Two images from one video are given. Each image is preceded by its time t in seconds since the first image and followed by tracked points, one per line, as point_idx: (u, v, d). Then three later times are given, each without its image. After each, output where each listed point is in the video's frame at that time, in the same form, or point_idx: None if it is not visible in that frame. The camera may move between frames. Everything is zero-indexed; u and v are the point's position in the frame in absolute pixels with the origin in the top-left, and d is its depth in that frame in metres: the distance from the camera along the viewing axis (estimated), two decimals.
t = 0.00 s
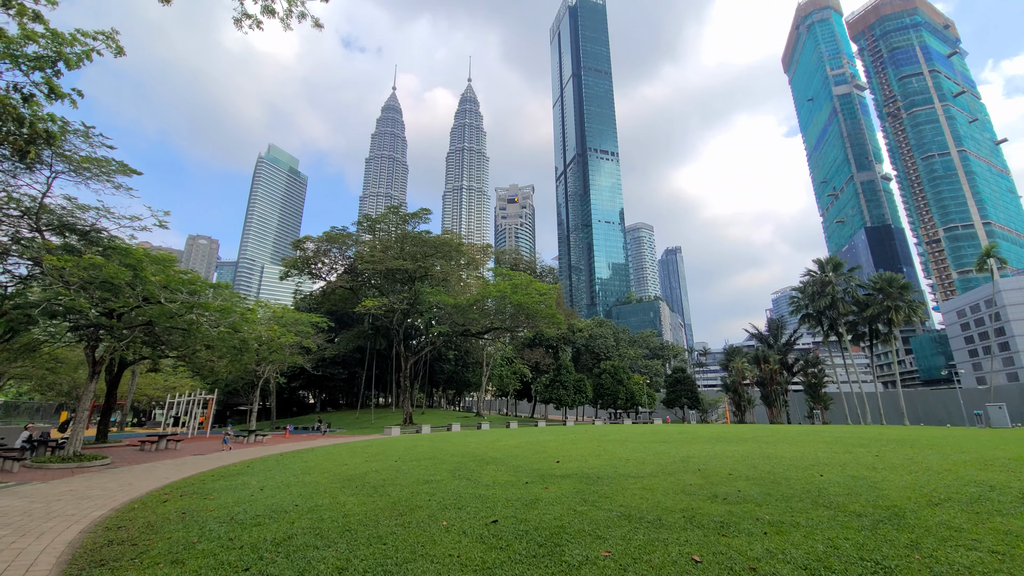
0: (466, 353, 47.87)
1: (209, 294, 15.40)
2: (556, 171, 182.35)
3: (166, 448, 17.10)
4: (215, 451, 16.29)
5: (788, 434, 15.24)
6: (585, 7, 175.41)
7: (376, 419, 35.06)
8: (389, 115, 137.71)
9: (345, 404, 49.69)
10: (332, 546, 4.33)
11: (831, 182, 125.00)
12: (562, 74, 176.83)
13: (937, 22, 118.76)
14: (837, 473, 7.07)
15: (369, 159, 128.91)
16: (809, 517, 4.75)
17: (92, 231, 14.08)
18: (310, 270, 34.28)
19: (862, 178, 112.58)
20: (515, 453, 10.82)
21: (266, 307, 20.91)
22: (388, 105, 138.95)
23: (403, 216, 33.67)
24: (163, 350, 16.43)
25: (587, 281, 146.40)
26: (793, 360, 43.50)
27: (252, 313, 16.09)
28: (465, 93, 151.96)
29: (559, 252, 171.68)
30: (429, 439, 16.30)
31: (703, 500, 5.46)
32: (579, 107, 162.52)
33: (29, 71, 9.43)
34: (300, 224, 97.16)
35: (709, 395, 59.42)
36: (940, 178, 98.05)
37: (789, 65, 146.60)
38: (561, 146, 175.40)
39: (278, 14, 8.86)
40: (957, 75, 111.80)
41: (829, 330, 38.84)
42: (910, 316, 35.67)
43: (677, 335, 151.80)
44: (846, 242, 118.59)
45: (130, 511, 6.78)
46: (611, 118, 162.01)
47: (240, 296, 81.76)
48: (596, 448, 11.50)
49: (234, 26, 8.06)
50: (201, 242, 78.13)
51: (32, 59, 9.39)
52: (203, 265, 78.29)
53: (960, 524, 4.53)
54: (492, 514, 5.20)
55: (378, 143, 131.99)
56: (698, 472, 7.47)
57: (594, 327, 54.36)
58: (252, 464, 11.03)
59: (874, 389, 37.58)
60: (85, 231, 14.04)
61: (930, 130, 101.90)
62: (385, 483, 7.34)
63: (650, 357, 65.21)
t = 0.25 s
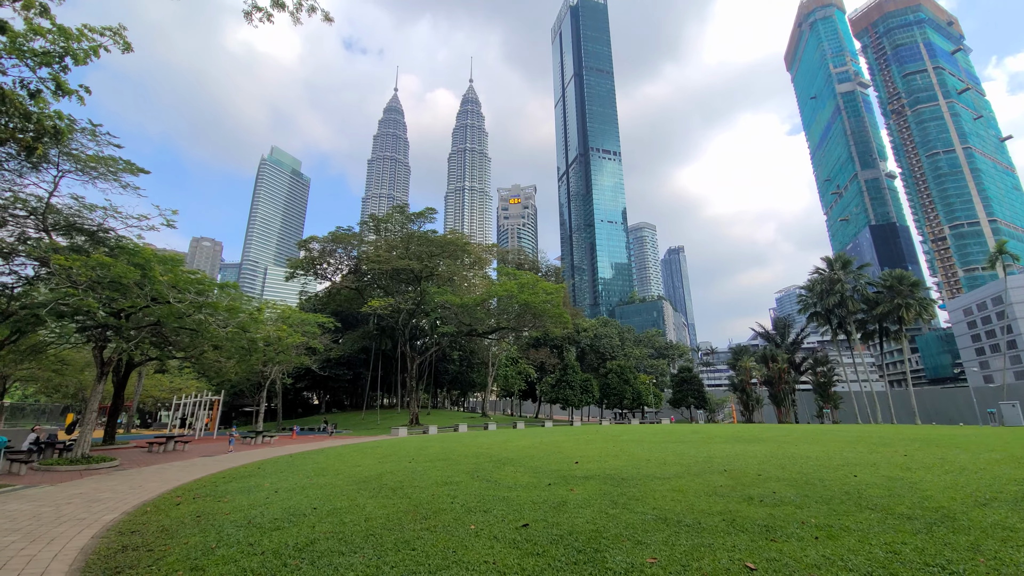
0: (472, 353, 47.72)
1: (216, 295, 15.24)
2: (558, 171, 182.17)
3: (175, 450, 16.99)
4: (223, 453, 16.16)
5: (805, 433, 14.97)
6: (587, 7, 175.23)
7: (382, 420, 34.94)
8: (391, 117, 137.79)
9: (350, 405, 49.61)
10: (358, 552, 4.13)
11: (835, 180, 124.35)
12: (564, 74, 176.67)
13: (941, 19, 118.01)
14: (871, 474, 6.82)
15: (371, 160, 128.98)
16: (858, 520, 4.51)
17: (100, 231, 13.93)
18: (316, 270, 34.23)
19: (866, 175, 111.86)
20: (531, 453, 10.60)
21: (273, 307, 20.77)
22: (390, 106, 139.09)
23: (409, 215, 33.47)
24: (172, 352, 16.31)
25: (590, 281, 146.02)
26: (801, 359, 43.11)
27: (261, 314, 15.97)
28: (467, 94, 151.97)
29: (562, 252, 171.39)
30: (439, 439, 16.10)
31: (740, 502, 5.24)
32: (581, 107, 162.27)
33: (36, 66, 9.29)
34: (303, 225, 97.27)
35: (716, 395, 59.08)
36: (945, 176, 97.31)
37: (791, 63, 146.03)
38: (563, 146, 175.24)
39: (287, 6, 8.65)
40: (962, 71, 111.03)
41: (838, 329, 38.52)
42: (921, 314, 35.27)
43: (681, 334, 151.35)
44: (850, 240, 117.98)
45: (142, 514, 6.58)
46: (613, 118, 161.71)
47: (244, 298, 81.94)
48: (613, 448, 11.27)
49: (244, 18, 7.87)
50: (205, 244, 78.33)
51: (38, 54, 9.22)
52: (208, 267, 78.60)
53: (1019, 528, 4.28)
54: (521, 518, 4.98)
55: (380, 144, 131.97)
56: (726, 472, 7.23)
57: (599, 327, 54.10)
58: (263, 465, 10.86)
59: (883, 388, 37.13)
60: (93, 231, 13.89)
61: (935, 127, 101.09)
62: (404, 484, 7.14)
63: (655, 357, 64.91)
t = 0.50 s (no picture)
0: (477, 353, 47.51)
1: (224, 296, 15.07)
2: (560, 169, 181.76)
3: (184, 452, 16.90)
4: (233, 455, 16.04)
5: (823, 430, 14.72)
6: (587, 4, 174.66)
7: (389, 420, 34.79)
8: (392, 117, 137.74)
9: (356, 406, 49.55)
10: (388, 562, 3.92)
11: (839, 175, 123.45)
12: (565, 72, 176.22)
13: (945, 10, 116.93)
14: (907, 473, 6.57)
15: (373, 162, 128.85)
16: (910, 523, 4.28)
17: (106, 233, 13.75)
18: (322, 270, 34.13)
19: (870, 170, 110.95)
20: (548, 454, 10.38)
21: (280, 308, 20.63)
22: (391, 107, 139.05)
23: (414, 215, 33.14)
24: (180, 354, 16.17)
25: (593, 279, 145.59)
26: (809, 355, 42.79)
27: (269, 315, 15.83)
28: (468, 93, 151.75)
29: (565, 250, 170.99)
30: (450, 440, 15.89)
31: (779, 503, 5.02)
32: (582, 105, 161.75)
33: (42, 64, 9.13)
34: (306, 227, 97.29)
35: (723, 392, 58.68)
36: (950, 169, 96.36)
37: (794, 58, 145.10)
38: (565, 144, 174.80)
39: None
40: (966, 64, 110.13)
41: (847, 324, 38.19)
42: (932, 308, 34.91)
43: (685, 331, 150.91)
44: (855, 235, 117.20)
45: (157, 520, 6.40)
46: (615, 115, 161.15)
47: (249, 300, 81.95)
48: (631, 447, 11.03)
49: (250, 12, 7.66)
50: (209, 247, 78.37)
51: (42, 52, 9.03)
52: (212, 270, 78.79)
53: None
54: (553, 522, 4.77)
55: (382, 145, 131.78)
56: (756, 471, 6.99)
57: (605, 325, 53.80)
58: (275, 468, 10.70)
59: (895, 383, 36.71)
60: (100, 233, 13.72)
61: (940, 120, 100.08)
62: (423, 487, 6.93)
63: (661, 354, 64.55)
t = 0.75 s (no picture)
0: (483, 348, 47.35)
1: (232, 292, 14.88)
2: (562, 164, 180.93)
3: (193, 450, 16.81)
4: (243, 453, 15.91)
5: (841, 422, 14.45)
6: None
7: (396, 417, 34.72)
8: (392, 114, 137.24)
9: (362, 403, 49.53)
10: (420, 562, 3.73)
11: (843, 166, 122.37)
12: (566, 65, 175.07)
13: None
14: (944, 466, 6.32)
15: (374, 159, 128.41)
16: (967, 517, 4.06)
17: (112, 229, 13.51)
18: (327, 266, 33.98)
19: (876, 160, 109.82)
20: (566, 448, 10.18)
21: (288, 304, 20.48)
22: (391, 104, 138.57)
23: (420, 210, 32.86)
24: (189, 352, 16.05)
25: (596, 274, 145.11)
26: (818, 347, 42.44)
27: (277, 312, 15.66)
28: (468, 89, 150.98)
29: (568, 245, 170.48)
30: (461, 435, 15.71)
31: (822, 497, 4.81)
32: (584, 98, 160.73)
33: (44, 56, 8.96)
34: (309, 225, 97.17)
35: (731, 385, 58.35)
36: (956, 158, 95.17)
37: (796, 48, 143.65)
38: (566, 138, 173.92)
39: None
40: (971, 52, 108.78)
41: (857, 315, 37.88)
42: (943, 298, 34.53)
43: (689, 324, 150.44)
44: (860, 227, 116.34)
45: (172, 520, 6.23)
46: (617, 109, 160.09)
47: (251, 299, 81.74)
48: (649, 440, 10.81)
49: None
50: (212, 246, 78.29)
51: (44, 43, 8.84)
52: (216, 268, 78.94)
53: None
54: (587, 519, 4.56)
55: (383, 141, 131.43)
56: (785, 464, 6.77)
57: (610, 319, 53.53)
58: (288, 465, 10.52)
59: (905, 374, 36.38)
60: (105, 231, 13.50)
61: (946, 109, 98.78)
62: (443, 483, 6.75)
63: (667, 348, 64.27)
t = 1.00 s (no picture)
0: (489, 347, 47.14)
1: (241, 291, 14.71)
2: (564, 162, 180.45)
3: (203, 451, 16.71)
4: (253, 454, 15.76)
5: (863, 419, 14.07)
6: None
7: (403, 416, 34.61)
8: (394, 114, 137.18)
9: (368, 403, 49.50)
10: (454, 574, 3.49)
11: (848, 161, 121.34)
12: (567, 63, 174.49)
13: None
14: (987, 464, 6.03)
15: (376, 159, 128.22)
16: None
17: (119, 230, 13.31)
18: (333, 266, 33.80)
19: (881, 155, 108.76)
20: (584, 447, 9.93)
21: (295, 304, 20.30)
22: (393, 104, 138.52)
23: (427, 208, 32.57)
24: (197, 352, 15.90)
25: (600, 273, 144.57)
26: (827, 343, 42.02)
27: (286, 311, 15.47)
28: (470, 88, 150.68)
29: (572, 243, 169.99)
30: (472, 435, 15.46)
31: (872, 500, 4.54)
32: (586, 96, 160.17)
33: (48, 49, 8.77)
34: (312, 226, 97.21)
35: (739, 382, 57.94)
36: (963, 153, 93.98)
37: (800, 43, 142.53)
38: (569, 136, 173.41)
39: None
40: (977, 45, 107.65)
41: (867, 311, 37.48)
42: (955, 293, 34.07)
43: (694, 322, 149.89)
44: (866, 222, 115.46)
45: (185, 525, 6.01)
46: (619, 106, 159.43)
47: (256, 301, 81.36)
48: (669, 439, 10.52)
49: None
50: (217, 247, 78.50)
51: (49, 36, 8.64)
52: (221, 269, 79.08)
53: None
54: (625, 523, 4.30)
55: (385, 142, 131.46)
56: (821, 463, 6.48)
57: (616, 317, 53.21)
58: (300, 467, 10.31)
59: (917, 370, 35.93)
60: (112, 231, 13.28)
61: (952, 102, 97.52)
62: (464, 485, 6.50)
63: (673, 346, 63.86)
